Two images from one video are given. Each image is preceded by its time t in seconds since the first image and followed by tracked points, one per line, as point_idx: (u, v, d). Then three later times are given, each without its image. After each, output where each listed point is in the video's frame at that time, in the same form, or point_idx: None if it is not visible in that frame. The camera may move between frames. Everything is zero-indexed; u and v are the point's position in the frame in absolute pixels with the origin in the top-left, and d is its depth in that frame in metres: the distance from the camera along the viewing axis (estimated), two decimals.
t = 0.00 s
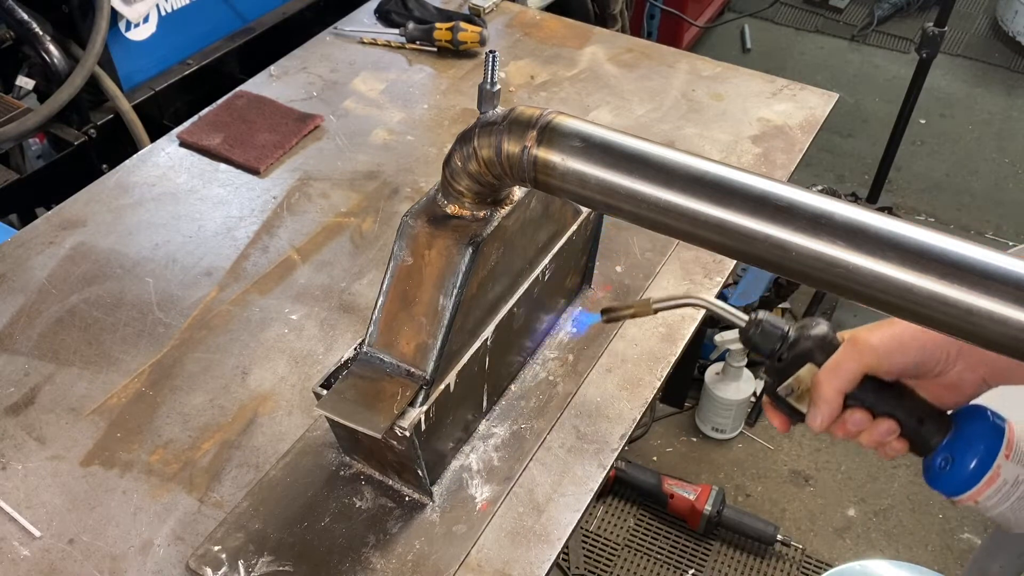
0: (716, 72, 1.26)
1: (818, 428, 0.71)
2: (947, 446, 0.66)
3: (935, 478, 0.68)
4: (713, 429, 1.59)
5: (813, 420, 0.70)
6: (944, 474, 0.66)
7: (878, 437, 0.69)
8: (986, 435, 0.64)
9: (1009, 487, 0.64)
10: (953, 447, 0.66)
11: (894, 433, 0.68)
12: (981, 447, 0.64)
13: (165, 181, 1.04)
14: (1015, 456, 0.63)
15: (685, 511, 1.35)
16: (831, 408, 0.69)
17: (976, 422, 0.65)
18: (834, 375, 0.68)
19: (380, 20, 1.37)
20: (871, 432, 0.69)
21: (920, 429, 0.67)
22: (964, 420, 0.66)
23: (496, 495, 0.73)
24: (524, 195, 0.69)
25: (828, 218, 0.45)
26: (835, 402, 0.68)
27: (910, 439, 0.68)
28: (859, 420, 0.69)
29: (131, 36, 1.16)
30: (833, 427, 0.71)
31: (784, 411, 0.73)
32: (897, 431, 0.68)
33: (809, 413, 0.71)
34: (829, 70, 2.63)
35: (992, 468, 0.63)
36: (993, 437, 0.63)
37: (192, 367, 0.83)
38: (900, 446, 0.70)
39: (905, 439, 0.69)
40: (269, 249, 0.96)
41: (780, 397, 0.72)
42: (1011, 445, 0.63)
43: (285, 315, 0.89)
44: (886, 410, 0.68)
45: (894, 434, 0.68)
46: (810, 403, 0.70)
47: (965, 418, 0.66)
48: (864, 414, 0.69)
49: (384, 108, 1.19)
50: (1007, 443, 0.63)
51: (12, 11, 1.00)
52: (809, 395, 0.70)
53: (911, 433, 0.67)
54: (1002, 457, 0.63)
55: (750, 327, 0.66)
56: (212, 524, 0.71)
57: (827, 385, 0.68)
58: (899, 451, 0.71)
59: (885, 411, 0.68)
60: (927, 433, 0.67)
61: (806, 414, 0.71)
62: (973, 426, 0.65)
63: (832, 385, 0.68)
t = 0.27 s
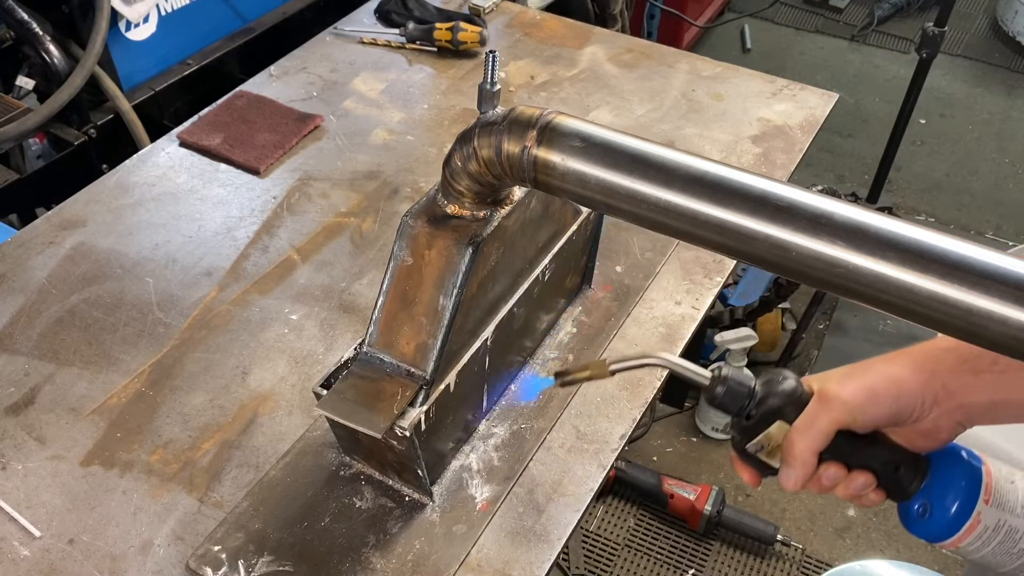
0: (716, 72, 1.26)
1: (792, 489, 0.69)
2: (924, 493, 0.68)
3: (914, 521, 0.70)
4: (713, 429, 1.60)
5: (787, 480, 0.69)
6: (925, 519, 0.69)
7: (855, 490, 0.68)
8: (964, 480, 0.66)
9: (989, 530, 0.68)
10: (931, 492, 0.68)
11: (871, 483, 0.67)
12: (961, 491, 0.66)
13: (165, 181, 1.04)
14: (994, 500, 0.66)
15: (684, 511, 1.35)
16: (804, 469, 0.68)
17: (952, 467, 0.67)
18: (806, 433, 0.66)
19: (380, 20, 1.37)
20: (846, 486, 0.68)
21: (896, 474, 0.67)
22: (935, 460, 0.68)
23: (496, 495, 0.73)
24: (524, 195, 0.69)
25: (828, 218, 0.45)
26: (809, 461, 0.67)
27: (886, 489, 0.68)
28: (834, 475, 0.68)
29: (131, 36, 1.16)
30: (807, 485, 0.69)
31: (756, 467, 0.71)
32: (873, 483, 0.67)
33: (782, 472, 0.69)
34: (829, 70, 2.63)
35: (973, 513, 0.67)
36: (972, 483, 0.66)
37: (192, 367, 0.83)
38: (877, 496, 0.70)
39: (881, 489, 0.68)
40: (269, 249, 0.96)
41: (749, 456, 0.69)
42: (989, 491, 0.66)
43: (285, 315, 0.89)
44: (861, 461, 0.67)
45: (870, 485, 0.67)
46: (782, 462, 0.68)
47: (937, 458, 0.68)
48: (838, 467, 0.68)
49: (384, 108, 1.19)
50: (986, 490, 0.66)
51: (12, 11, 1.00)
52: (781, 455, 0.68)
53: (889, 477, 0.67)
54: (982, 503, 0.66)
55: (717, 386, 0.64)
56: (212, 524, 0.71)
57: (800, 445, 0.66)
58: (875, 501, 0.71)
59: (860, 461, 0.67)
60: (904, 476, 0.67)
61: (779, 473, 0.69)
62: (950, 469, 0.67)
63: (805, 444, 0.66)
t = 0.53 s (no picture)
0: (716, 72, 1.26)
1: (759, 536, 0.71)
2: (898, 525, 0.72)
3: (888, 552, 0.74)
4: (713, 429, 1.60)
5: (753, 526, 0.71)
6: (897, 551, 0.73)
7: (823, 530, 0.71)
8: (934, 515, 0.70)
9: (961, 564, 0.71)
10: (903, 525, 0.72)
11: (838, 522, 0.71)
12: (930, 527, 0.70)
13: (165, 181, 1.04)
14: (965, 535, 0.70)
15: (685, 511, 1.36)
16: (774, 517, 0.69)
17: (923, 502, 0.70)
18: (771, 484, 0.67)
19: (380, 20, 1.37)
20: (814, 525, 0.71)
21: (867, 512, 0.71)
22: (907, 493, 0.72)
23: (496, 495, 0.73)
24: (524, 195, 0.69)
25: (828, 218, 0.45)
26: (775, 511, 0.68)
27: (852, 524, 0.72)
28: (801, 518, 0.71)
29: (131, 36, 1.16)
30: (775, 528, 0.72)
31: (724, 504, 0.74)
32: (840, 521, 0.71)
33: (749, 520, 0.71)
34: (829, 70, 2.63)
35: (945, 547, 0.70)
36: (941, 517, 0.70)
37: (192, 367, 0.83)
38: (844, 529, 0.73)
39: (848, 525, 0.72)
40: (269, 249, 0.96)
41: (718, 496, 0.72)
42: (960, 526, 0.70)
43: (285, 315, 0.89)
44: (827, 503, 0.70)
45: (838, 525, 0.71)
46: (749, 510, 0.70)
47: (908, 491, 0.72)
48: (804, 510, 0.70)
49: (384, 108, 1.19)
50: (957, 524, 0.70)
51: (12, 11, 1.00)
52: (749, 502, 0.70)
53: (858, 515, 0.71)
54: (954, 538, 0.70)
55: (681, 436, 0.66)
56: (212, 524, 0.71)
57: (766, 497, 0.67)
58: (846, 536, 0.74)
59: (827, 503, 0.70)
60: (874, 512, 0.71)
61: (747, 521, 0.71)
62: (921, 504, 0.70)
63: (770, 495, 0.67)
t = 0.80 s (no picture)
0: (716, 72, 1.26)
1: (780, 507, 0.73)
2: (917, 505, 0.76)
3: (907, 531, 0.78)
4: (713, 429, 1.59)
5: (774, 499, 0.73)
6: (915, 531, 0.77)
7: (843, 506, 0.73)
8: (954, 501, 0.74)
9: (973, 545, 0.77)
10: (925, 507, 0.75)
11: (857, 500, 0.73)
12: (950, 511, 0.74)
13: (165, 181, 1.04)
14: (982, 521, 0.75)
15: (685, 511, 1.35)
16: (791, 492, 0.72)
17: (945, 488, 0.74)
18: (790, 459, 0.68)
19: (380, 19, 1.37)
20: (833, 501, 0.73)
21: (886, 491, 0.72)
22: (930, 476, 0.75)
23: (496, 495, 0.73)
24: (524, 195, 0.69)
25: (827, 218, 0.45)
26: (793, 485, 0.70)
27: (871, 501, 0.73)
28: (821, 493, 0.72)
29: (131, 36, 1.16)
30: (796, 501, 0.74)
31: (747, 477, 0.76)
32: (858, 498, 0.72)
33: (770, 492, 0.73)
34: (829, 70, 2.63)
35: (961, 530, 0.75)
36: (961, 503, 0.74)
37: (192, 367, 0.83)
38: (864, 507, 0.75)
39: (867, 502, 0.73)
40: (269, 249, 0.96)
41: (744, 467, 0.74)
42: (979, 512, 0.74)
43: (285, 315, 0.89)
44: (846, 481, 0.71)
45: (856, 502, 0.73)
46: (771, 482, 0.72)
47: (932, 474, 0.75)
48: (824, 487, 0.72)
49: (384, 108, 1.19)
50: (975, 511, 0.74)
51: (12, 11, 1.00)
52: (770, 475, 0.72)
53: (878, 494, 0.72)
54: (971, 523, 0.75)
55: (705, 407, 0.67)
56: (212, 524, 0.71)
57: (785, 472, 0.69)
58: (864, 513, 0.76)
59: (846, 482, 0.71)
60: (893, 492, 0.72)
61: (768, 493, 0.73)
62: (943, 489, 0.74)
63: (789, 469, 0.69)
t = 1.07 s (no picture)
0: (716, 72, 1.26)
1: (807, 438, 0.76)
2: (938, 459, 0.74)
3: (926, 484, 0.77)
4: (713, 429, 1.59)
5: (802, 429, 0.76)
6: (933, 484, 0.75)
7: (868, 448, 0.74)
8: (975, 457, 0.71)
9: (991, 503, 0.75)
10: (945, 461, 0.74)
11: (882, 443, 0.73)
12: (970, 467, 0.72)
13: (165, 181, 1.04)
14: (1002, 481, 0.72)
15: (685, 511, 1.35)
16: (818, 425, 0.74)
17: (966, 444, 0.72)
18: (821, 395, 0.70)
19: (380, 20, 1.37)
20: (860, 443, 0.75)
21: (911, 441, 0.72)
22: (954, 431, 0.73)
23: (496, 495, 0.73)
24: (524, 195, 0.69)
25: (827, 218, 0.45)
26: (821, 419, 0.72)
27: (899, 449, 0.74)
28: (848, 431, 0.74)
29: (131, 36, 1.16)
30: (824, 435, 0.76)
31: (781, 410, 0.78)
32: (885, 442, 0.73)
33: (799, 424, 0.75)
34: (829, 70, 2.63)
35: (979, 487, 0.73)
36: (982, 460, 0.71)
37: (192, 367, 0.83)
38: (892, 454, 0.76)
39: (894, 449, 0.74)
40: (269, 249, 0.96)
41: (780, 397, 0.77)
42: (999, 471, 0.72)
43: (285, 315, 0.89)
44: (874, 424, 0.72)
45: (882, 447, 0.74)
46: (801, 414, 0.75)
47: (957, 431, 0.73)
48: (852, 425, 0.74)
49: (384, 108, 1.19)
50: (995, 470, 0.72)
51: (12, 11, 1.00)
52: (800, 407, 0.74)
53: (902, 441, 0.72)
54: (990, 481, 0.72)
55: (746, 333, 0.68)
56: (212, 524, 0.71)
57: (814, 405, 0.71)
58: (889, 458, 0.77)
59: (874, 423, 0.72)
60: (919, 442, 0.72)
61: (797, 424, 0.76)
62: (965, 444, 0.72)
63: (818, 404, 0.71)
